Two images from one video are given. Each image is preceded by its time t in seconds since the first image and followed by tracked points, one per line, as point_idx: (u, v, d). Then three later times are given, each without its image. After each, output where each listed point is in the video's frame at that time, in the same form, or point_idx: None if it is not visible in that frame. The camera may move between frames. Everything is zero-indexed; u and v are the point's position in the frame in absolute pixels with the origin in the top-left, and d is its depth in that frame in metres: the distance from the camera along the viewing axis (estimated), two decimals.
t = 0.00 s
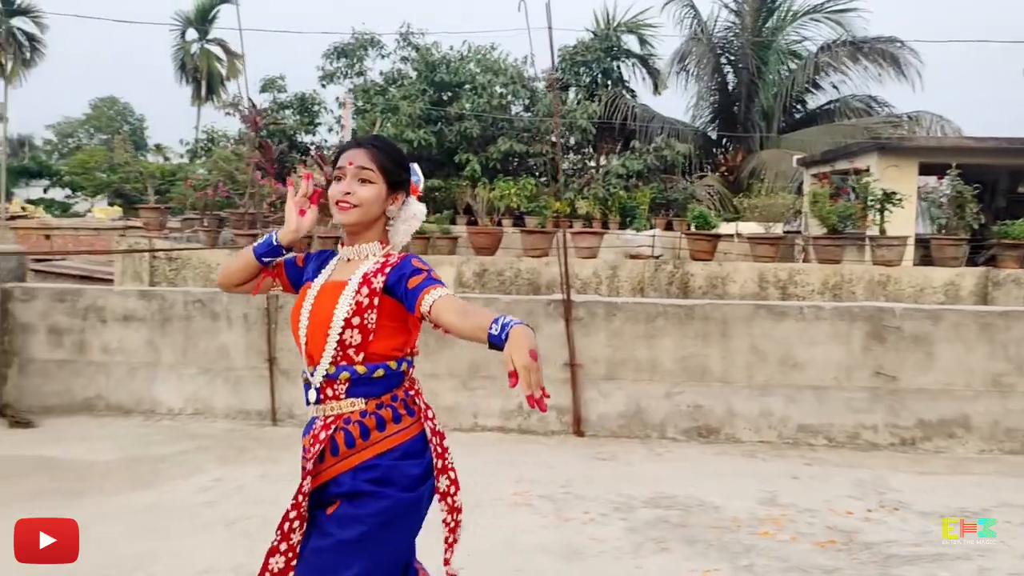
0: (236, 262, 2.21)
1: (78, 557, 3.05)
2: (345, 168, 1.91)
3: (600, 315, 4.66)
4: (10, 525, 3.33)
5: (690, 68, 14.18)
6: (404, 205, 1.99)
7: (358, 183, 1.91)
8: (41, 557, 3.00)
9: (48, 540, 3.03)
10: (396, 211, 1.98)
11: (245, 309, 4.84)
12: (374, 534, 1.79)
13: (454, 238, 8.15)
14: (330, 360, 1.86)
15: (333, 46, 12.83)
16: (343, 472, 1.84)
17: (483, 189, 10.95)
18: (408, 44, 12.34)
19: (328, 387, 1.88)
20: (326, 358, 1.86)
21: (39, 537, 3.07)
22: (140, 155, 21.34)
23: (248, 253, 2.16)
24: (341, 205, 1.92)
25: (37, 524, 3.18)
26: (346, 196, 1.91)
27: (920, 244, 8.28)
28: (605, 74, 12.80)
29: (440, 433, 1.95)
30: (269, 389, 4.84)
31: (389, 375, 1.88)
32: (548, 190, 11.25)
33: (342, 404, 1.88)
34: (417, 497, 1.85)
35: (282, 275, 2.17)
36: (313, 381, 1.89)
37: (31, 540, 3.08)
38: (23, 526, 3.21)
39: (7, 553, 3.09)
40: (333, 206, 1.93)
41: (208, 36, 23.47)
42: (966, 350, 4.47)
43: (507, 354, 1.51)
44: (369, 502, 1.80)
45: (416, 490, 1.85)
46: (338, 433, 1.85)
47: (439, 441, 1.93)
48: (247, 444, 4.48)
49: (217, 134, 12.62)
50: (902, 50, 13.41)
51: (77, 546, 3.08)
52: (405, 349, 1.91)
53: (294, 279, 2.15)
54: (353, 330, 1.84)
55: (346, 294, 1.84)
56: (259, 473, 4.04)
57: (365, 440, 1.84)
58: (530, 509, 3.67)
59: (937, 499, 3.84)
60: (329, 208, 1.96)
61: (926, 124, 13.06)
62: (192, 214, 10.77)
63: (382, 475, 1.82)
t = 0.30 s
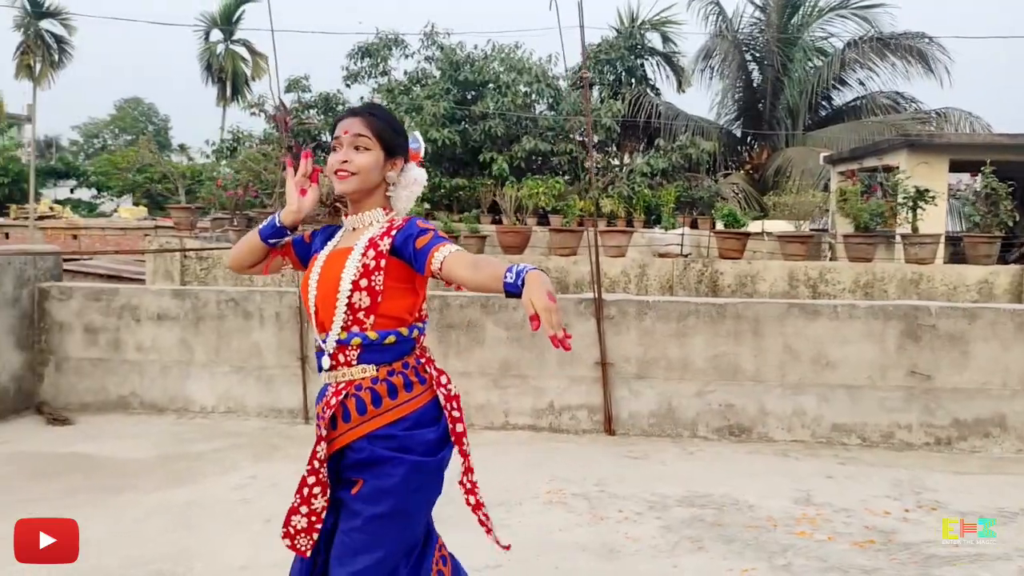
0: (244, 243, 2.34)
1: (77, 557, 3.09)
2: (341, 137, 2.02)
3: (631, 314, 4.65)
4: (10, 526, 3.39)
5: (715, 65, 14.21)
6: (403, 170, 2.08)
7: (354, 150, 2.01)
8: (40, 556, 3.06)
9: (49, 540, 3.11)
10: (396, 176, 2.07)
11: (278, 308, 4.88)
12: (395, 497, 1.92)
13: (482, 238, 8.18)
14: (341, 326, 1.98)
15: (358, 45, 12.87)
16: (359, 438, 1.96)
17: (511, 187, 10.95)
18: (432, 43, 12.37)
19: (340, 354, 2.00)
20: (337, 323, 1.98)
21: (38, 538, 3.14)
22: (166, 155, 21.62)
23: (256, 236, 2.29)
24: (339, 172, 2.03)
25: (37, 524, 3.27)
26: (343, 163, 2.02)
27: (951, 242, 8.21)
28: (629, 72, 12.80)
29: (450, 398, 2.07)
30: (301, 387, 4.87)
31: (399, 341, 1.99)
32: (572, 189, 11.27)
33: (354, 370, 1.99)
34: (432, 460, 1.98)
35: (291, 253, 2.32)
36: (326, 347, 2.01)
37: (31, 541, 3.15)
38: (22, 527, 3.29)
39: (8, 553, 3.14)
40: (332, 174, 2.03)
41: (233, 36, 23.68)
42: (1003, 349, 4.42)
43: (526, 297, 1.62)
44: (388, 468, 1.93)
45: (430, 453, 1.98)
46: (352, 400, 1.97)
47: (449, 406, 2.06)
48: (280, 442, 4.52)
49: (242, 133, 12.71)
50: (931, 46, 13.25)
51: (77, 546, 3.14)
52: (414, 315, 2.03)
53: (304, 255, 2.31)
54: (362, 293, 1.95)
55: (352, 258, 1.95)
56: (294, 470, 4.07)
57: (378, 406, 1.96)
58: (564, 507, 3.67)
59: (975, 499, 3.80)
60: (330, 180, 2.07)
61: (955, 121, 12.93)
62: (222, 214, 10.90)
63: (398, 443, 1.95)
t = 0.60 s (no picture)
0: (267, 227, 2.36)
1: (77, 557, 3.08)
2: (350, 120, 2.03)
3: (643, 314, 4.66)
4: (11, 526, 3.40)
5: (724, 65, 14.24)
6: (416, 148, 2.08)
7: (363, 132, 2.02)
8: (41, 556, 3.05)
9: (49, 540, 3.08)
10: (410, 156, 2.08)
11: (291, 307, 4.90)
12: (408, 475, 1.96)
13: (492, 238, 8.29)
14: (353, 306, 2.01)
15: (367, 46, 12.93)
16: (372, 416, 1.98)
17: (522, 188, 10.98)
18: (442, 44, 12.42)
19: (353, 333, 2.03)
20: (348, 303, 2.01)
21: (39, 538, 3.13)
22: (176, 155, 21.77)
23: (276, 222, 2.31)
24: (350, 156, 2.04)
25: (37, 525, 3.26)
26: (353, 146, 2.03)
27: (962, 242, 8.20)
28: (638, 72, 12.83)
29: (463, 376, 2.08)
30: (314, 386, 4.90)
31: (411, 322, 2.01)
32: (581, 188, 11.32)
33: (366, 349, 2.02)
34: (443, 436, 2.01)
35: (308, 236, 2.34)
36: (338, 327, 2.04)
37: (31, 541, 3.14)
38: (23, 527, 3.28)
39: (10, 552, 3.14)
40: (344, 157, 2.05)
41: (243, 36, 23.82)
42: (1016, 350, 4.41)
43: (541, 278, 1.64)
44: (401, 445, 1.96)
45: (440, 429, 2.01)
46: (365, 379, 1.99)
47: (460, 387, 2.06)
48: (294, 441, 4.54)
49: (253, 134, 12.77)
50: (941, 46, 13.21)
51: (78, 547, 3.12)
52: (426, 297, 2.04)
53: (320, 236, 2.33)
54: (374, 275, 1.97)
55: (366, 241, 1.98)
56: (308, 469, 4.09)
57: (390, 385, 1.98)
58: (577, 507, 3.68)
59: (988, 499, 3.80)
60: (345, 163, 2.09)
61: (964, 121, 12.91)
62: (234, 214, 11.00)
63: (412, 420, 1.98)
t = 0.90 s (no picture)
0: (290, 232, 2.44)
1: (77, 557, 3.09)
2: (369, 132, 2.03)
3: (643, 315, 4.68)
4: (11, 525, 3.40)
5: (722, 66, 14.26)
6: (434, 155, 2.08)
7: (382, 144, 2.02)
8: (40, 556, 3.06)
9: (49, 540, 3.10)
10: (429, 162, 2.08)
11: (292, 308, 4.91)
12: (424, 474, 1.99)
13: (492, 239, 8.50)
14: (372, 306, 2.02)
15: (366, 46, 12.95)
16: (389, 414, 2.00)
17: (521, 189, 11.00)
18: (441, 44, 12.44)
19: (372, 332, 2.04)
20: (366, 302, 2.02)
21: (38, 538, 3.14)
22: (174, 156, 21.78)
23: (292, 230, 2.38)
24: (371, 167, 2.05)
25: (37, 524, 3.26)
26: (373, 158, 2.04)
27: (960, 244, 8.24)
28: (637, 73, 12.86)
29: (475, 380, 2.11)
30: (314, 387, 4.90)
31: (431, 324, 2.03)
32: (580, 189, 11.34)
33: (384, 349, 2.03)
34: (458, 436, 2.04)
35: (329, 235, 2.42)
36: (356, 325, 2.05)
37: (31, 540, 3.15)
38: (23, 527, 3.29)
39: (9, 552, 3.14)
40: (364, 169, 2.05)
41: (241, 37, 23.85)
42: (1014, 351, 4.43)
43: (566, 265, 1.65)
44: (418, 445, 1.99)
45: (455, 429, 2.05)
46: (383, 378, 2.01)
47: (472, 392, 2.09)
48: (295, 441, 4.54)
49: (251, 134, 12.78)
50: (938, 49, 13.26)
51: (78, 546, 3.13)
52: (444, 300, 2.07)
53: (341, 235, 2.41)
54: (394, 275, 1.99)
55: (388, 241, 1.98)
56: (309, 469, 4.10)
57: (408, 384, 2.00)
58: (579, 507, 3.69)
59: (988, 500, 3.81)
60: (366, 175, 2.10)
61: (961, 123, 12.95)
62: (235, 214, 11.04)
63: (427, 421, 2.00)
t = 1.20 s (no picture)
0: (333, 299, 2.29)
1: (77, 557, 3.08)
2: (382, 168, 2.03)
3: (636, 316, 4.69)
4: (10, 526, 3.38)
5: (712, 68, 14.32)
6: (450, 169, 2.08)
7: (398, 176, 2.03)
8: (40, 556, 3.06)
9: (49, 540, 3.10)
10: (445, 177, 2.08)
11: (284, 308, 4.89)
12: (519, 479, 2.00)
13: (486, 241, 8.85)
14: (442, 329, 2.00)
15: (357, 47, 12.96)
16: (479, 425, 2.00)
17: (512, 190, 11.00)
18: (432, 45, 12.47)
19: (450, 352, 2.02)
20: (434, 327, 2.00)
21: (38, 538, 3.14)
22: (163, 156, 21.73)
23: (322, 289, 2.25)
24: (393, 201, 2.05)
25: (37, 524, 3.26)
26: (394, 192, 2.04)
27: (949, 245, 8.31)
28: (627, 75, 12.91)
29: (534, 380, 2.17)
30: (307, 387, 4.89)
31: (503, 333, 2.05)
32: (571, 190, 11.38)
33: (465, 365, 2.02)
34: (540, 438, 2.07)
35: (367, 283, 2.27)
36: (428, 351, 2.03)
37: (31, 541, 3.15)
38: (23, 527, 3.28)
39: (8, 552, 3.13)
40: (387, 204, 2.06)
41: (230, 37, 23.80)
42: (1004, 351, 4.47)
43: (619, 270, 1.69)
44: (509, 450, 2.00)
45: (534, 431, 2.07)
46: (468, 390, 2.00)
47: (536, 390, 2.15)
48: (288, 442, 4.53)
49: (241, 135, 12.79)
50: (926, 51, 13.36)
51: (78, 546, 3.14)
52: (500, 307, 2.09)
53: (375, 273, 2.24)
54: (456, 294, 1.99)
55: (436, 262, 2.00)
56: (304, 470, 4.09)
57: (493, 394, 2.02)
58: (574, 507, 3.70)
59: (979, 499, 3.84)
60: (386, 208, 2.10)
61: (949, 125, 13.06)
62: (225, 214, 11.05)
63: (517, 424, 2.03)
